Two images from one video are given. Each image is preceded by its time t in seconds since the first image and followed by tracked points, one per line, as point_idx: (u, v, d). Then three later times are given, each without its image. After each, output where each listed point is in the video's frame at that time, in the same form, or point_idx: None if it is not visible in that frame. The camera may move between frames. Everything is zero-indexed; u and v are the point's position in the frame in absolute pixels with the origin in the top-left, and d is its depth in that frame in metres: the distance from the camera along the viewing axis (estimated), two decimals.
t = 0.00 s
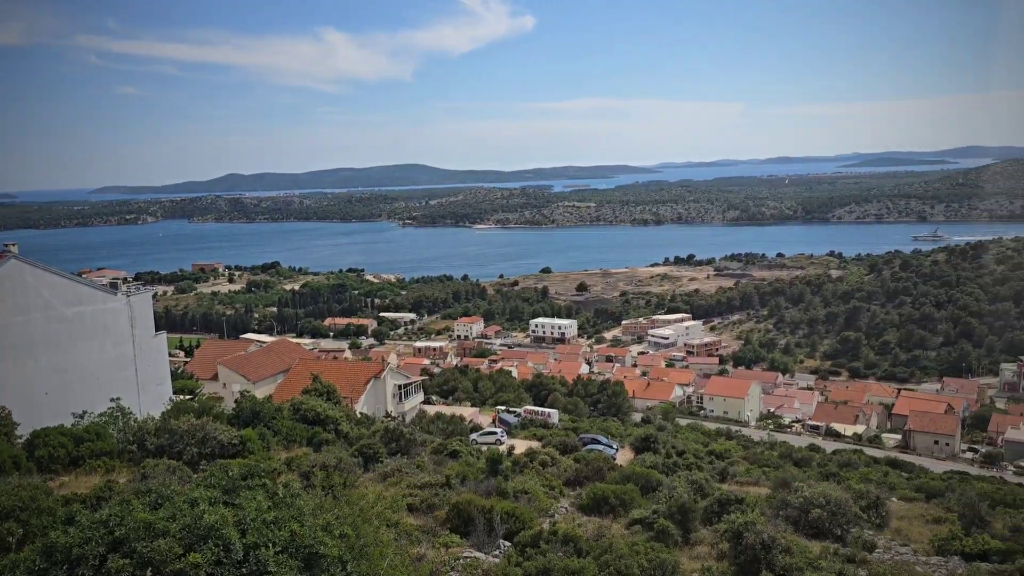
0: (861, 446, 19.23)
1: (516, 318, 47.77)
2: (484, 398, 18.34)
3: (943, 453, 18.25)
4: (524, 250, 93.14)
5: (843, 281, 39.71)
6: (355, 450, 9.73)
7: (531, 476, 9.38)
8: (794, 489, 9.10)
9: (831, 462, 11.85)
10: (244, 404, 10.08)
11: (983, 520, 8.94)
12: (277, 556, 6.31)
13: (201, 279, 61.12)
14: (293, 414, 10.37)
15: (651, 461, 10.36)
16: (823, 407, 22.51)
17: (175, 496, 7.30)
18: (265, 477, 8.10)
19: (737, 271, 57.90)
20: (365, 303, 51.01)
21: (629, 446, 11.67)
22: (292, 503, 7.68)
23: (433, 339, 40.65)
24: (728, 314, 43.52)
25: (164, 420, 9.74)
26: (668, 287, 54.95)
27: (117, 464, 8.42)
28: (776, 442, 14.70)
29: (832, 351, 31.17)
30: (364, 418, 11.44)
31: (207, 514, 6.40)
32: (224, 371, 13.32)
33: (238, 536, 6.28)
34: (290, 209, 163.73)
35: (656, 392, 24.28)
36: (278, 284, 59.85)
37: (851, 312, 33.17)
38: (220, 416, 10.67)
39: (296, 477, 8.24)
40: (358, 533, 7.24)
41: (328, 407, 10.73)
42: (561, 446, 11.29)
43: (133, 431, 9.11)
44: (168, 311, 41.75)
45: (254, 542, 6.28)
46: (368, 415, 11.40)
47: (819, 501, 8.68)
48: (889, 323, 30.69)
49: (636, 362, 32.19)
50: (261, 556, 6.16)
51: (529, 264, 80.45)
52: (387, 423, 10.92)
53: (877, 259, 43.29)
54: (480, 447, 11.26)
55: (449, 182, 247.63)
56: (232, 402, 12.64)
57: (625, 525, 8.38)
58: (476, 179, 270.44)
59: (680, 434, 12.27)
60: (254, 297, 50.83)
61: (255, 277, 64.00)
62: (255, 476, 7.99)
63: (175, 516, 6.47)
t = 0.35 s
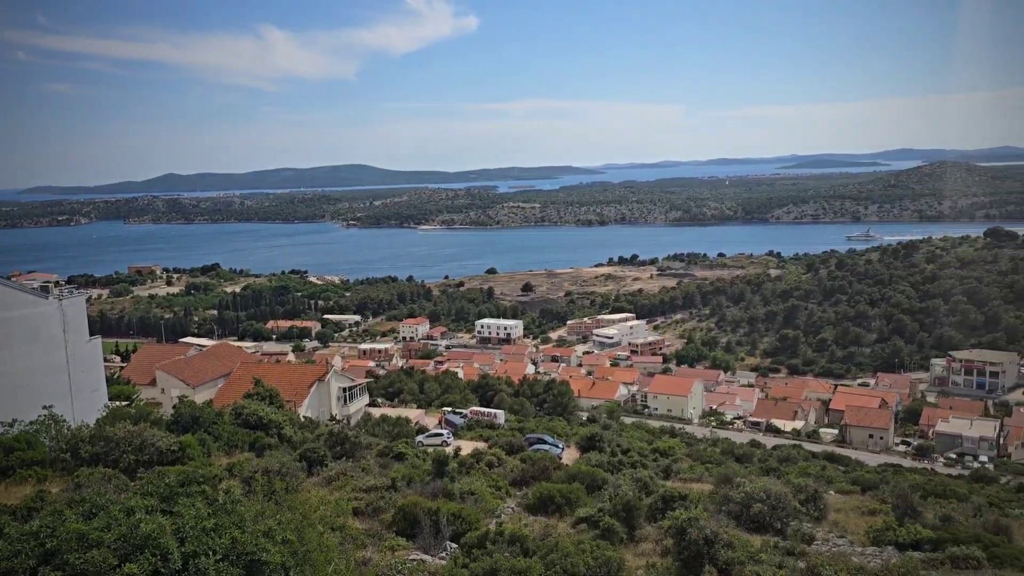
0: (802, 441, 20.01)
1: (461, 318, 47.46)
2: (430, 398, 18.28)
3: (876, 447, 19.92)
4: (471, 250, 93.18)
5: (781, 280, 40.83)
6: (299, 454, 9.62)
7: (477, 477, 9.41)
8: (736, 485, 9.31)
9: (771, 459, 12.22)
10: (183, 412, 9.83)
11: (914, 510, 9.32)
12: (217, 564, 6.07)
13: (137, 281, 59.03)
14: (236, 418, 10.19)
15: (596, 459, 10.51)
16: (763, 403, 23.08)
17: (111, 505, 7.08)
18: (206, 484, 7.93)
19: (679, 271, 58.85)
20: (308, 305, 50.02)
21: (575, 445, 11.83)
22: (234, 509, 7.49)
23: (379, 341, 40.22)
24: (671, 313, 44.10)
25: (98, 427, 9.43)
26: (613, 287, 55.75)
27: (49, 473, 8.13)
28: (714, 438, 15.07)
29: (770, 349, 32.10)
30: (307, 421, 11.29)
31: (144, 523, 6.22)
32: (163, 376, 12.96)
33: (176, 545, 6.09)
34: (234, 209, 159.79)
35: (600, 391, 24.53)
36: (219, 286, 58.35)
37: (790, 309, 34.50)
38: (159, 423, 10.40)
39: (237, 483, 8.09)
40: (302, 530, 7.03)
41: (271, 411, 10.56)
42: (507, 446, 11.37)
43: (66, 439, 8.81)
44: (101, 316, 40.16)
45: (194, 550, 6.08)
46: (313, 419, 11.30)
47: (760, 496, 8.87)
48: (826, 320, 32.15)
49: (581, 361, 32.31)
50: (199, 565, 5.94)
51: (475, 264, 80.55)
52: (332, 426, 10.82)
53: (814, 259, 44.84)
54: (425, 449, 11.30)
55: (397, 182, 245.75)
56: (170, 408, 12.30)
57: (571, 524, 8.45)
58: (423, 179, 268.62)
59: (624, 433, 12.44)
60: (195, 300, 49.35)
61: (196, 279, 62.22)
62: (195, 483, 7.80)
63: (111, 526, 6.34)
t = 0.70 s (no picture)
0: (736, 439, 20.58)
1: (400, 322, 47.00)
2: (369, 404, 18.14)
3: (808, 443, 20.54)
4: (410, 254, 92.73)
5: (715, 282, 41.97)
6: (235, 464, 9.46)
7: (417, 483, 9.40)
8: (673, 484, 9.50)
9: (706, 457, 12.58)
10: (112, 424, 9.53)
11: (842, 504, 9.68)
12: None
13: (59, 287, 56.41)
14: (168, 428, 9.95)
15: (536, 462, 10.64)
16: (699, 403, 23.58)
17: (34, 521, 6.83)
18: (136, 496, 7.71)
19: (616, 274, 59.74)
20: (243, 311, 48.77)
21: (515, 448, 11.99)
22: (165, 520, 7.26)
23: (316, 347, 39.49)
24: (609, 315, 44.41)
25: (21, 440, 9.06)
26: (550, 290, 56.28)
27: None
28: (647, 438, 15.41)
29: (705, 350, 32.95)
30: (243, 430, 11.11)
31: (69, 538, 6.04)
32: (90, 387, 12.53)
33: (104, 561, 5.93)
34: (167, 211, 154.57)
35: (540, 394, 24.68)
36: (149, 292, 56.41)
37: (724, 310, 35.63)
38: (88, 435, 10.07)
39: (170, 495, 7.89)
40: (235, 537, 6.91)
41: (204, 420, 10.34)
42: (446, 450, 11.42)
43: None
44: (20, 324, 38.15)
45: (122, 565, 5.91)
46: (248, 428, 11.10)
47: (696, 494, 9.06)
48: (758, 320, 33.94)
49: (520, 364, 32.42)
50: None
51: (413, 268, 80.17)
52: (268, 434, 10.67)
53: (746, 262, 46.35)
54: (365, 455, 11.32)
55: (335, 184, 241.79)
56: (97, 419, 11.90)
57: (511, 527, 8.49)
58: (364, 181, 265.49)
59: (563, 436, 12.59)
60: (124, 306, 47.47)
61: (125, 283, 59.87)
62: (124, 496, 7.56)
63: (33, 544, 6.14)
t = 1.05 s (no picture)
0: (674, 438, 21.06)
1: (339, 327, 46.19)
2: (307, 409, 17.80)
3: (743, 440, 21.20)
4: (348, 258, 91.41)
5: (652, 283, 42.95)
6: (166, 474, 9.18)
7: (357, 489, 9.33)
8: (614, 484, 9.68)
9: (645, 456, 12.89)
10: (37, 436, 9.12)
11: (777, 498, 10.07)
12: None
13: None
14: (95, 439, 9.59)
15: (478, 465, 10.74)
16: (639, 403, 24.04)
17: None
18: (60, 510, 7.40)
19: (556, 276, 60.28)
20: (176, 317, 47.12)
21: (456, 452, 12.05)
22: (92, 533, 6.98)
23: (253, 353, 38.53)
24: (549, 317, 44.80)
25: None
26: (491, 292, 56.44)
27: None
28: (585, 438, 15.65)
29: (644, 350, 33.70)
30: (176, 439, 10.80)
31: None
32: (10, 398, 11.94)
33: None
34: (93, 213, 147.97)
35: (481, 396, 24.85)
36: (73, 299, 53.79)
37: (661, 310, 36.26)
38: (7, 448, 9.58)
39: (97, 508, 7.59)
40: (167, 549, 6.70)
41: (134, 429, 10.00)
42: (387, 455, 11.39)
43: None
44: None
45: None
46: (182, 438, 10.78)
47: (637, 493, 9.26)
48: (695, 321, 34.64)
49: (461, 367, 32.40)
50: None
51: (353, 272, 79.18)
52: (203, 443, 10.39)
53: (682, 263, 47.62)
54: (303, 462, 11.22)
55: (272, 187, 236.33)
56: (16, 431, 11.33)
57: (453, 530, 8.51)
58: (301, 183, 259.67)
59: (506, 439, 12.73)
60: (46, 312, 45.18)
61: (46, 288, 57.00)
62: (47, 511, 7.22)
63: None
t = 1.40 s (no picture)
0: (608, 440, 21.59)
1: (270, 335, 45.01)
2: (237, 419, 17.35)
3: (675, 440, 21.94)
4: (279, 264, 89.09)
5: (586, 287, 43.77)
6: (87, 489, 8.85)
7: (290, 499, 9.24)
8: (550, 488, 9.92)
9: (581, 459, 13.24)
10: None
11: (708, 497, 10.53)
12: None
13: None
14: (10, 454, 9.15)
15: (414, 472, 10.80)
16: (573, 406, 24.49)
17: None
18: None
19: (491, 281, 60.54)
20: (97, 326, 44.99)
21: (392, 458, 12.07)
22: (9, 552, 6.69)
23: (179, 362, 37.13)
24: (484, 322, 45.01)
25: None
26: (426, 297, 56.20)
27: None
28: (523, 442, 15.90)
29: (578, 353, 34.33)
30: (99, 452, 10.41)
31: None
32: None
33: None
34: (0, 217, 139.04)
35: (416, 401, 24.77)
36: None
37: (595, 314, 37.04)
38: None
39: (13, 527, 7.27)
40: (90, 567, 6.51)
41: (54, 443, 9.60)
42: (321, 463, 11.29)
43: None
44: None
45: None
46: (105, 451, 10.40)
47: (571, 495, 9.53)
48: (627, 323, 35.50)
49: (396, 373, 32.18)
50: None
51: (285, 277, 77.29)
52: (128, 455, 10.06)
53: (615, 267, 48.72)
54: (233, 473, 11.00)
55: (196, 190, 227.78)
56: None
57: (389, 538, 8.57)
58: (228, 185, 251.10)
59: (442, 445, 12.83)
60: None
61: None
62: None
63: None
